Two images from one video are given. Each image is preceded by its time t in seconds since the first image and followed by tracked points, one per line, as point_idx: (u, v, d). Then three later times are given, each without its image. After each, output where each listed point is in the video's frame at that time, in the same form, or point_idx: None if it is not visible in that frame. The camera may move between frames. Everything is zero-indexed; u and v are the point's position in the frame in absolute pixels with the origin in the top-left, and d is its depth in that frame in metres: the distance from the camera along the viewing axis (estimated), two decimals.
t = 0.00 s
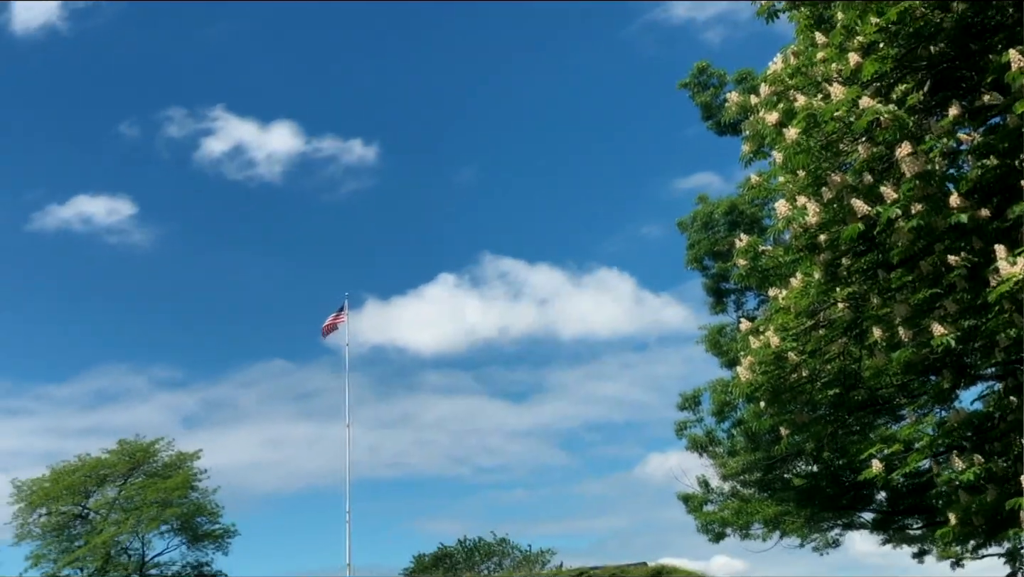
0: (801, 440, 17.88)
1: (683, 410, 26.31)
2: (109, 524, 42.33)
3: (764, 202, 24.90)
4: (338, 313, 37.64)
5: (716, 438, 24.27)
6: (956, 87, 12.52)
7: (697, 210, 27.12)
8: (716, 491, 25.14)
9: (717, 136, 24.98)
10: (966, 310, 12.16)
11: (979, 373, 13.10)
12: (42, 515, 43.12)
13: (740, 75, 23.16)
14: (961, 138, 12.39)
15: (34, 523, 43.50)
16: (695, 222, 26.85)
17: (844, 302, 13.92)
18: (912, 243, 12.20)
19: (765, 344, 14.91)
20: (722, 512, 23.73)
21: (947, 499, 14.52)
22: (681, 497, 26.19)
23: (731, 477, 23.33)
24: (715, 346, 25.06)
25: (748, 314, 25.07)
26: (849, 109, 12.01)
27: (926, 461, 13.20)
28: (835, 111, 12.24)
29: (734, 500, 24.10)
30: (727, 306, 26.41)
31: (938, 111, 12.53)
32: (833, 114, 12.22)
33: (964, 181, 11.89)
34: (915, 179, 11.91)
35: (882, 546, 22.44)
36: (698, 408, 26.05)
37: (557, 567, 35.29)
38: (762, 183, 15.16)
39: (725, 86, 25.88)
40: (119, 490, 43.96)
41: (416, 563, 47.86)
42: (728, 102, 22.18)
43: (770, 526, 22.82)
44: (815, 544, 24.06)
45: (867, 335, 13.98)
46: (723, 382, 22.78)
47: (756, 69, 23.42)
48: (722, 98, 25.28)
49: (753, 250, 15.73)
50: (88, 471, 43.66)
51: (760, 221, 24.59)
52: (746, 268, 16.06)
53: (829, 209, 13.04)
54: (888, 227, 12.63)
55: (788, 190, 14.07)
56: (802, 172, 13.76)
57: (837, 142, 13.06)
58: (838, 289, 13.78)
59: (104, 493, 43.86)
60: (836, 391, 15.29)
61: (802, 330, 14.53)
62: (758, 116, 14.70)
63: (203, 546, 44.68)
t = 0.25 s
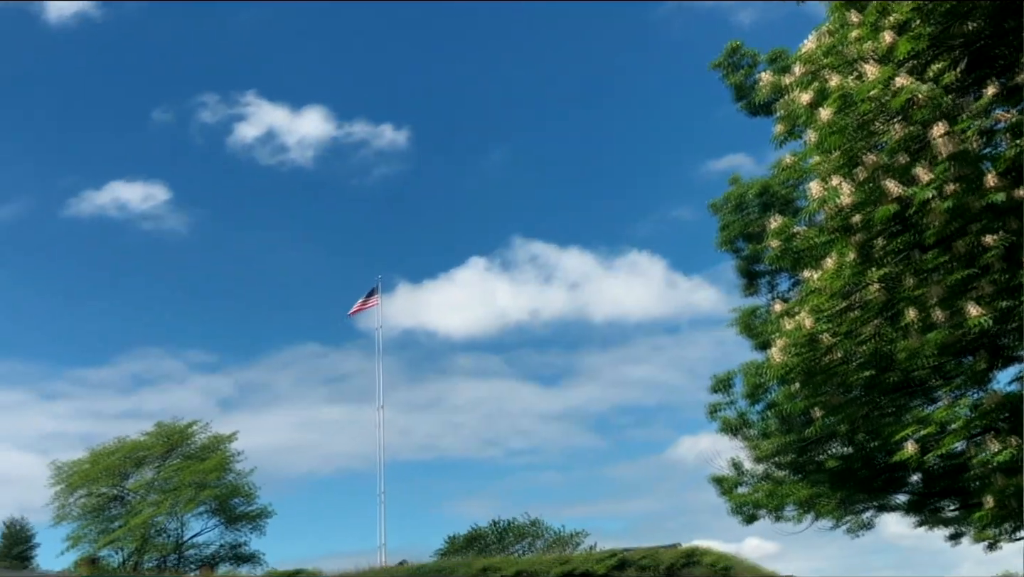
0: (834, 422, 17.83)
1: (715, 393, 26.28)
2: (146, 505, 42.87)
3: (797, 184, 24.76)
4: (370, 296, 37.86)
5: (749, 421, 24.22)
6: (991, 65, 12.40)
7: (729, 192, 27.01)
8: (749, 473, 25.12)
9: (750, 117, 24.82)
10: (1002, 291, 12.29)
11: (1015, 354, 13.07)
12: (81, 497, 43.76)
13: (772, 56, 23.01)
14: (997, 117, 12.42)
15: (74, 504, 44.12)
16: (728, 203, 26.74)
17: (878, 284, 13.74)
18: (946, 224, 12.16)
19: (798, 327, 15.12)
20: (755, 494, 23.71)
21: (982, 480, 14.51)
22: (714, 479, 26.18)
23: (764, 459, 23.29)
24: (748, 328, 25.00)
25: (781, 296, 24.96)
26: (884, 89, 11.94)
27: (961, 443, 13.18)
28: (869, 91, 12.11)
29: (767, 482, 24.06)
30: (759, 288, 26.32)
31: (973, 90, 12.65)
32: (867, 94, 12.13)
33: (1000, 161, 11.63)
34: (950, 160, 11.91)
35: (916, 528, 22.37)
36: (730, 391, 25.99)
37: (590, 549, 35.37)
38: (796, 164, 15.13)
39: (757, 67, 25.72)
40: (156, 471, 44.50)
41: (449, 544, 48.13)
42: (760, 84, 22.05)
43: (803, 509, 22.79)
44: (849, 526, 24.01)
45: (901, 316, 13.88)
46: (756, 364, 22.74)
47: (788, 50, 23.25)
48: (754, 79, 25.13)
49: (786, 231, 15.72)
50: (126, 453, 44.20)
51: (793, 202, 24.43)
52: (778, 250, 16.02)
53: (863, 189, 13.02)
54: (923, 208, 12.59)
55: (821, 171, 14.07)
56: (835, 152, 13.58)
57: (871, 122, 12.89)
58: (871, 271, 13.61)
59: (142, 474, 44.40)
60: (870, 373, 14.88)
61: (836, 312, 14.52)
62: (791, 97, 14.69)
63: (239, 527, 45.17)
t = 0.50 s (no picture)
0: (867, 403, 17.70)
1: (747, 374, 26.17)
2: (181, 486, 43.34)
3: (829, 163, 24.52)
4: (401, 279, 37.98)
5: (781, 402, 24.14)
6: None
7: (761, 172, 26.82)
8: (781, 454, 25.03)
9: (783, 96, 24.59)
10: None
11: None
12: (117, 478, 44.34)
13: (805, 34, 22.77)
14: None
15: (110, 485, 44.68)
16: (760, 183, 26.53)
17: (912, 263, 13.64)
18: (982, 203, 12.01)
19: (830, 308, 14.62)
20: (787, 476, 23.62)
21: (1016, 461, 14.38)
22: (746, 461, 26.14)
23: (796, 440, 23.21)
24: (780, 309, 24.87)
25: (814, 276, 24.78)
26: (919, 67, 11.67)
27: (996, 425, 12.90)
28: (903, 69, 11.92)
29: (799, 464, 23.95)
30: (791, 269, 26.15)
31: (1008, 67, 12.51)
32: (901, 72, 11.96)
33: None
34: (986, 140, 11.69)
35: (949, 511, 22.24)
36: (762, 371, 25.89)
37: (621, 530, 35.43)
38: (829, 143, 15.00)
39: (789, 45, 25.47)
40: (191, 452, 44.98)
41: (480, 525, 48.34)
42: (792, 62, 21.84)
43: (836, 490, 22.70)
44: (882, 508, 23.89)
45: (936, 296, 13.84)
46: (789, 345, 22.60)
47: (821, 27, 22.99)
48: (786, 58, 24.89)
49: (819, 211, 15.64)
50: (160, 434, 44.68)
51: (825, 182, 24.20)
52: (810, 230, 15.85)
53: (897, 169, 12.96)
54: (957, 187, 12.55)
55: (854, 150, 13.87)
56: (869, 131, 13.33)
57: (905, 100, 12.73)
58: (905, 250, 13.55)
59: (176, 455, 44.87)
60: (905, 352, 14.94)
61: (869, 292, 14.34)
62: (823, 75, 14.49)
63: (273, 508, 45.61)
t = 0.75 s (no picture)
0: (900, 383, 17.58)
1: (779, 354, 26.06)
2: (214, 466, 43.80)
3: (862, 142, 24.31)
4: (431, 260, 38.08)
5: (812, 382, 24.02)
6: None
7: (793, 151, 26.64)
8: (812, 435, 24.94)
9: (814, 74, 24.41)
10: None
11: None
12: (152, 458, 44.87)
13: (837, 11, 22.54)
14: None
15: (145, 465, 45.21)
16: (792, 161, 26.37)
17: (946, 243, 13.41)
18: (1016, 182, 11.94)
19: (864, 288, 14.82)
20: (819, 457, 23.54)
21: None
22: (777, 441, 25.99)
23: (828, 420, 22.98)
24: (812, 289, 24.73)
25: (847, 255, 24.62)
26: (953, 44, 11.57)
27: None
28: (937, 46, 11.76)
29: (831, 444, 23.86)
30: (824, 248, 25.98)
31: None
32: (935, 49, 11.90)
33: None
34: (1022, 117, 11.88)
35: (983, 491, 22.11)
36: (794, 351, 25.79)
37: (651, 510, 35.50)
38: (861, 121, 14.83)
39: (821, 22, 25.23)
40: (224, 433, 45.41)
41: (511, 505, 48.55)
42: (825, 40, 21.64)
43: (868, 470, 22.62)
44: (915, 488, 23.78)
45: (970, 275, 13.68)
46: (821, 325, 22.49)
47: (853, 4, 22.75)
48: (818, 35, 24.66)
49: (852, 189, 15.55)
50: (194, 415, 45.16)
51: (858, 161, 24.01)
52: (843, 208, 15.88)
53: (931, 147, 12.81)
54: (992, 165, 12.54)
55: (887, 128, 13.69)
56: (902, 108, 13.14)
57: (938, 77, 12.51)
58: (939, 229, 13.34)
59: (210, 436, 45.34)
60: (938, 332, 14.77)
61: (902, 271, 14.12)
62: (856, 52, 14.33)
63: (306, 487, 46.02)
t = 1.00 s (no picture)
0: (929, 365, 17.45)
1: (806, 337, 25.93)
2: (243, 450, 44.11)
3: (890, 122, 24.09)
4: (456, 244, 38.09)
5: (841, 365, 23.88)
6: None
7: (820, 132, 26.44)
8: (841, 418, 24.82)
9: (842, 54, 24.19)
10: None
11: None
12: (181, 443, 45.23)
13: None
14: None
15: (174, 450, 45.59)
16: (819, 143, 26.19)
17: (976, 224, 13.29)
18: None
19: (892, 268, 14.21)
20: (848, 440, 23.43)
21: None
22: (805, 424, 25.98)
23: (857, 404, 23.00)
24: (840, 271, 24.57)
25: (875, 237, 24.44)
26: (982, 22, 11.41)
27: None
28: (966, 25, 11.64)
29: (860, 427, 23.73)
30: (851, 230, 25.80)
31: None
32: (964, 28, 11.71)
33: None
34: None
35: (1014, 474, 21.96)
36: (822, 334, 25.68)
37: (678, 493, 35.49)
38: (890, 102, 14.69)
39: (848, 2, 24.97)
40: (252, 417, 45.71)
41: (537, 488, 48.64)
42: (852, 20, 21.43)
43: (897, 454, 22.50)
44: (944, 471, 23.64)
45: (1000, 257, 13.57)
46: (849, 308, 22.34)
47: None
48: (845, 14, 24.42)
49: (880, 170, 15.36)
50: (222, 400, 45.48)
51: (886, 141, 23.79)
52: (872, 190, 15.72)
53: (960, 127, 12.75)
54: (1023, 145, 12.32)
55: (916, 108, 13.64)
56: (931, 89, 13.10)
57: (968, 56, 12.51)
58: (969, 211, 13.22)
59: (238, 420, 45.65)
60: (968, 314, 14.89)
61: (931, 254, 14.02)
62: (885, 32, 14.20)
63: (333, 471, 46.29)
